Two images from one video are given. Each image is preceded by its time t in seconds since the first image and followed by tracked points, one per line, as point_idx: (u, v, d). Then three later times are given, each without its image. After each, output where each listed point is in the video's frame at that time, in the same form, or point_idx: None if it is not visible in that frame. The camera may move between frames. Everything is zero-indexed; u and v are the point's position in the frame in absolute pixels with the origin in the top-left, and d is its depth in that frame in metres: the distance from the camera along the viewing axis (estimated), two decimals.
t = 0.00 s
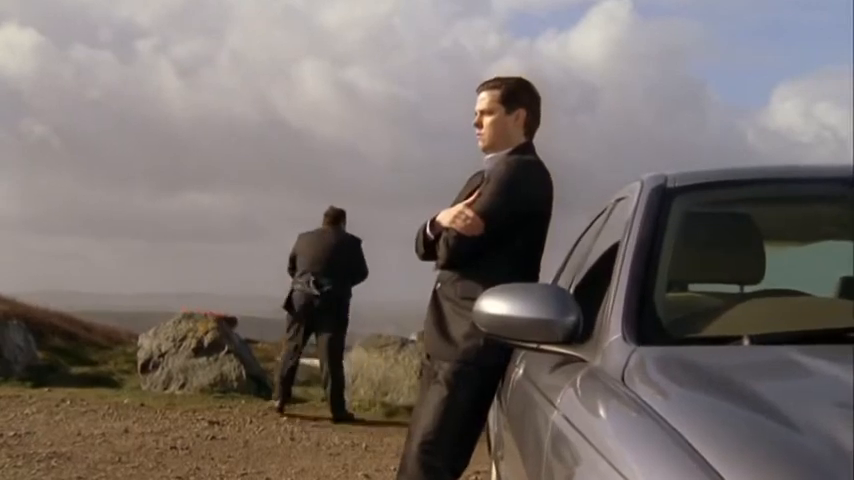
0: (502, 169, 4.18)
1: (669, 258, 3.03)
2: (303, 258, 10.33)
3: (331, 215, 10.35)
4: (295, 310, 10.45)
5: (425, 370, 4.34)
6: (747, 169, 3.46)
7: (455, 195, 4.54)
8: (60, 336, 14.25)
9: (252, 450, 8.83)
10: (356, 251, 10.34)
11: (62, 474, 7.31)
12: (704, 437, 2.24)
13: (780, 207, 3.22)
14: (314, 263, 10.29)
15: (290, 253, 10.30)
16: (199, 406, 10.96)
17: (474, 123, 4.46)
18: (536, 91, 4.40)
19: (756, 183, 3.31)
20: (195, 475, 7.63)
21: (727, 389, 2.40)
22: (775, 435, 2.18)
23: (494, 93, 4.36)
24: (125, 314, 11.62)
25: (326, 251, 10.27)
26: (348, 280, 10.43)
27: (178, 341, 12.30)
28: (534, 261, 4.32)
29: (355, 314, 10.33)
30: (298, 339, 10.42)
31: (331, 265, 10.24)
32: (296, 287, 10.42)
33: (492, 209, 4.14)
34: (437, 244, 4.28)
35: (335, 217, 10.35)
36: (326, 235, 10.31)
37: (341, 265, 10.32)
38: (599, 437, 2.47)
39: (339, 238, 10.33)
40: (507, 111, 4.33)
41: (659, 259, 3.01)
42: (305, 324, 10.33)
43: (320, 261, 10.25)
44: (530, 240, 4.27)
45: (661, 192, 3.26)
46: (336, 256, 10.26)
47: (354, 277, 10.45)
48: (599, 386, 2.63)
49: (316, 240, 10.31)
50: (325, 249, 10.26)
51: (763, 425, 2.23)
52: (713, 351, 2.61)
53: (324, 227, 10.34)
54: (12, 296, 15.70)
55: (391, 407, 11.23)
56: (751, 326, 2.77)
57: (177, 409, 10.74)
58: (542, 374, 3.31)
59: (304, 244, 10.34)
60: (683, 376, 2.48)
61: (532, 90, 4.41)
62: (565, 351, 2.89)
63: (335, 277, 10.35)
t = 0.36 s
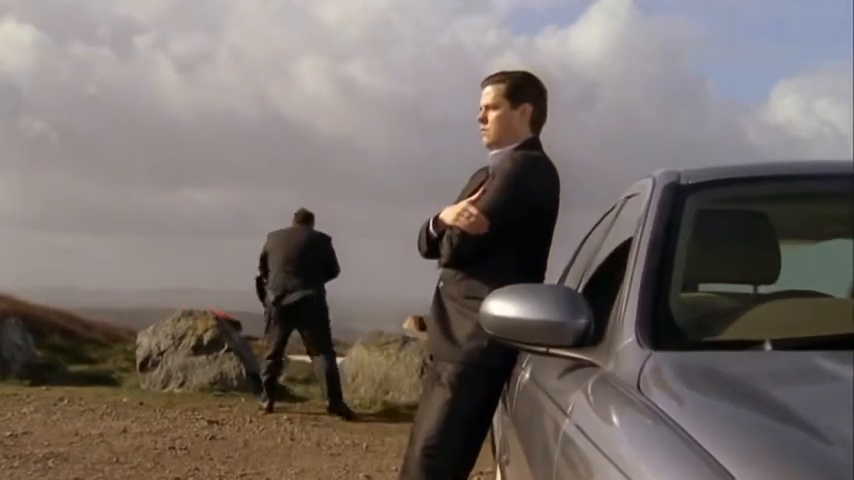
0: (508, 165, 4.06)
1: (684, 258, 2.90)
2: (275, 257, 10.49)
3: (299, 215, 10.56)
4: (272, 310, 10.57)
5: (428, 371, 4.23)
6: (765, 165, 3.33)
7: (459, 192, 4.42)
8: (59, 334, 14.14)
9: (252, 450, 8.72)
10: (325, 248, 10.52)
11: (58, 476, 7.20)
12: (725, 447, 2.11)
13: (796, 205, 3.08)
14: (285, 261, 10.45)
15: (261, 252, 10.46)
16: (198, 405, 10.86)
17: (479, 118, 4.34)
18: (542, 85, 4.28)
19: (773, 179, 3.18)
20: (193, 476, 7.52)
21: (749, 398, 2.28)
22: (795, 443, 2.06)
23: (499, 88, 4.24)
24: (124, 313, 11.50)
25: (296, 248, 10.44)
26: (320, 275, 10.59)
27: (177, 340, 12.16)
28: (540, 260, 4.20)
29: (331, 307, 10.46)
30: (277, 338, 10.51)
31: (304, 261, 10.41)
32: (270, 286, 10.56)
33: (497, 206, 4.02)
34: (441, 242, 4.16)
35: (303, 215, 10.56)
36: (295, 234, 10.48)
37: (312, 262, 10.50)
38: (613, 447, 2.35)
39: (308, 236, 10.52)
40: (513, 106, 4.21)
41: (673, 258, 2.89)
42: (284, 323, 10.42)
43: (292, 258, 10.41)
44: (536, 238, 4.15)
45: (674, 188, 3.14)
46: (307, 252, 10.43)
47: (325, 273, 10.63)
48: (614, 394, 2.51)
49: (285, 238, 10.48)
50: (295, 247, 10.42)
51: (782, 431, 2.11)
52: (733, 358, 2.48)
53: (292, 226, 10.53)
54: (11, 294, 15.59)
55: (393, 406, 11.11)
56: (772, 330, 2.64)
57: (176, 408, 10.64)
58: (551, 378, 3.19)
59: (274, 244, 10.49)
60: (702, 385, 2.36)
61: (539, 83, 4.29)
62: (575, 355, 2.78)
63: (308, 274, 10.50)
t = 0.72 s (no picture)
0: (517, 163, 3.94)
1: (704, 262, 2.77)
2: (267, 254, 10.54)
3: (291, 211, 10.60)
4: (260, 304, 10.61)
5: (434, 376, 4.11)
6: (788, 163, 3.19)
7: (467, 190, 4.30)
8: (60, 332, 14.04)
9: (254, 451, 8.61)
10: (318, 245, 10.62)
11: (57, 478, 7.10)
12: (752, 462, 1.98)
13: (821, 205, 2.93)
14: (278, 257, 10.51)
15: (253, 247, 10.50)
16: (200, 404, 10.75)
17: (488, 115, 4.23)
18: (553, 81, 4.16)
19: (796, 178, 3.03)
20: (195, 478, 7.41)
21: (776, 409, 2.15)
22: (822, 457, 1.92)
23: (508, 84, 4.12)
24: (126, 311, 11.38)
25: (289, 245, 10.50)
26: (312, 274, 10.64)
27: (179, 339, 12.05)
28: (551, 261, 4.07)
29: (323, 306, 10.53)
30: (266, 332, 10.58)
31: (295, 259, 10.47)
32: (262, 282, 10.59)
33: (506, 205, 3.89)
34: (447, 242, 4.04)
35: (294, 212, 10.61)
36: (288, 229, 10.55)
37: (305, 260, 10.56)
38: (631, 462, 2.22)
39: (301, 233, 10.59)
40: (523, 102, 4.09)
41: (694, 263, 2.75)
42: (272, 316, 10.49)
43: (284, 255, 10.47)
44: (546, 239, 4.02)
45: (693, 189, 3.00)
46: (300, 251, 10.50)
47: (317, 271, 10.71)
48: (633, 406, 2.38)
49: (277, 235, 10.54)
50: (288, 242, 10.50)
51: (807, 444, 1.98)
52: (758, 368, 2.35)
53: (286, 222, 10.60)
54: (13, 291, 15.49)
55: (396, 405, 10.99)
56: (799, 339, 2.50)
57: (178, 408, 10.53)
58: (564, 386, 3.07)
59: (266, 239, 10.56)
60: (727, 396, 2.23)
61: (550, 80, 4.16)
62: (591, 364, 2.65)
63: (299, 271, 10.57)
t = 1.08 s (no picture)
0: (525, 162, 3.79)
1: (725, 270, 2.61)
2: (278, 252, 10.77)
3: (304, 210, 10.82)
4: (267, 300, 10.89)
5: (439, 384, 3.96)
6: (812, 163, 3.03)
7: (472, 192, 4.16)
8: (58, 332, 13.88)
9: (254, 455, 8.46)
10: (328, 246, 10.80)
11: None
12: None
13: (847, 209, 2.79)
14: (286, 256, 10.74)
15: (265, 246, 10.74)
16: (199, 406, 10.61)
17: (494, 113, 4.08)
18: (562, 78, 4.02)
19: (821, 180, 2.87)
20: None
21: (807, 428, 1.99)
22: None
23: (516, 81, 3.98)
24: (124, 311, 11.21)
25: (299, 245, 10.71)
26: (321, 274, 10.85)
27: (178, 340, 11.90)
28: (561, 264, 3.92)
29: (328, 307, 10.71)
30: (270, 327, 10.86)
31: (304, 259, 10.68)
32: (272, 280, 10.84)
33: (513, 206, 3.75)
34: (452, 245, 3.89)
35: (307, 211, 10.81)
36: (299, 229, 10.75)
37: (314, 260, 10.76)
38: None
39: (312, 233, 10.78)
40: (531, 101, 3.95)
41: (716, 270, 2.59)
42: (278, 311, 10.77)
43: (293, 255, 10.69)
44: (555, 241, 3.86)
45: (713, 191, 2.84)
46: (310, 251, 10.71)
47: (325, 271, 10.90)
48: (652, 424, 2.23)
49: (288, 234, 10.75)
50: (298, 242, 10.70)
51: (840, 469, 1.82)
52: (787, 385, 2.20)
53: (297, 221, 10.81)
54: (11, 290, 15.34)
55: (398, 408, 10.84)
56: (832, 351, 2.35)
57: (177, 410, 10.39)
58: (577, 399, 2.91)
59: (277, 238, 10.78)
60: (754, 414, 2.08)
61: (559, 77, 4.02)
62: (607, 377, 2.50)
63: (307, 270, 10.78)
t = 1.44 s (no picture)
0: (532, 159, 3.64)
1: (751, 277, 2.43)
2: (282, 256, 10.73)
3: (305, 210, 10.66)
4: (276, 302, 10.84)
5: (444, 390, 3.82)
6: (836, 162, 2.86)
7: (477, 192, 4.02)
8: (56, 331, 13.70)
9: (252, 457, 8.31)
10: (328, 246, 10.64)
11: None
12: None
13: None
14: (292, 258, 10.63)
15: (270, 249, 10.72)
16: (197, 407, 10.48)
17: (501, 110, 3.97)
18: (571, 74, 3.91)
19: (845, 180, 2.71)
20: None
21: (847, 453, 1.81)
22: None
23: (523, 76, 3.87)
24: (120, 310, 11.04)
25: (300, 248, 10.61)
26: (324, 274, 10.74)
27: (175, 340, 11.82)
28: (571, 266, 3.76)
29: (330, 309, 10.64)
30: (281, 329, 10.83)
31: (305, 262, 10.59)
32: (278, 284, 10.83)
33: (520, 206, 3.59)
34: (456, 245, 3.73)
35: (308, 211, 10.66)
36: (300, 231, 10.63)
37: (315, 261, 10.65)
38: None
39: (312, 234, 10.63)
40: (538, 97, 3.84)
41: (742, 276, 2.40)
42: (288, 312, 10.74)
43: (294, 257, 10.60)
44: (565, 241, 3.70)
45: (736, 191, 2.64)
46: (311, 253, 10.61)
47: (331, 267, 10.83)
48: (674, 442, 2.05)
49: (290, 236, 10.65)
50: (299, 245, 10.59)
51: None
52: (823, 407, 2.02)
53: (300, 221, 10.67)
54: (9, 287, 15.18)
55: (398, 408, 10.69)
56: None
57: (174, 410, 10.25)
58: (591, 412, 2.75)
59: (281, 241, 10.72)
60: (788, 437, 1.90)
61: (567, 72, 3.91)
62: (624, 391, 2.34)
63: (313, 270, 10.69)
